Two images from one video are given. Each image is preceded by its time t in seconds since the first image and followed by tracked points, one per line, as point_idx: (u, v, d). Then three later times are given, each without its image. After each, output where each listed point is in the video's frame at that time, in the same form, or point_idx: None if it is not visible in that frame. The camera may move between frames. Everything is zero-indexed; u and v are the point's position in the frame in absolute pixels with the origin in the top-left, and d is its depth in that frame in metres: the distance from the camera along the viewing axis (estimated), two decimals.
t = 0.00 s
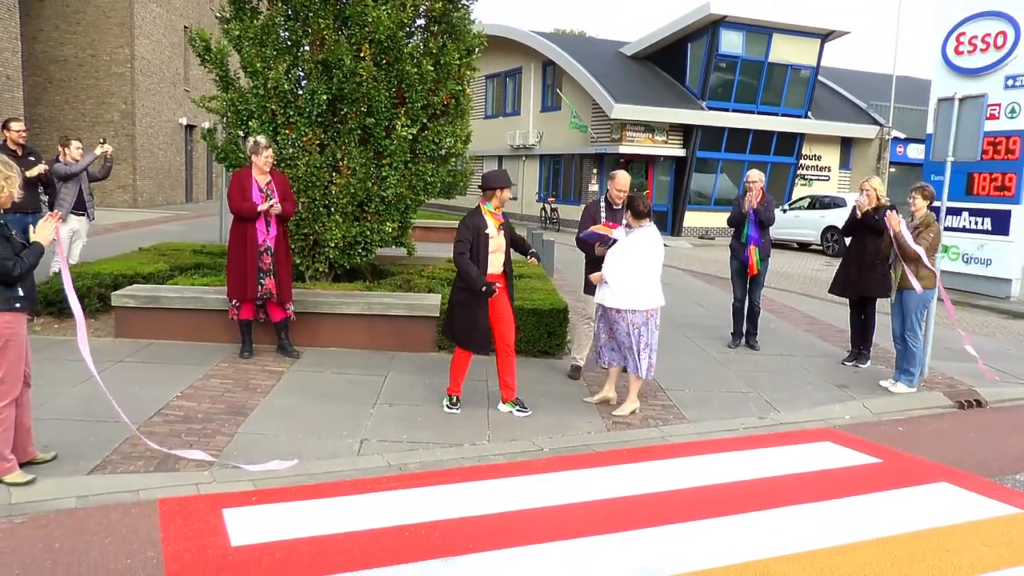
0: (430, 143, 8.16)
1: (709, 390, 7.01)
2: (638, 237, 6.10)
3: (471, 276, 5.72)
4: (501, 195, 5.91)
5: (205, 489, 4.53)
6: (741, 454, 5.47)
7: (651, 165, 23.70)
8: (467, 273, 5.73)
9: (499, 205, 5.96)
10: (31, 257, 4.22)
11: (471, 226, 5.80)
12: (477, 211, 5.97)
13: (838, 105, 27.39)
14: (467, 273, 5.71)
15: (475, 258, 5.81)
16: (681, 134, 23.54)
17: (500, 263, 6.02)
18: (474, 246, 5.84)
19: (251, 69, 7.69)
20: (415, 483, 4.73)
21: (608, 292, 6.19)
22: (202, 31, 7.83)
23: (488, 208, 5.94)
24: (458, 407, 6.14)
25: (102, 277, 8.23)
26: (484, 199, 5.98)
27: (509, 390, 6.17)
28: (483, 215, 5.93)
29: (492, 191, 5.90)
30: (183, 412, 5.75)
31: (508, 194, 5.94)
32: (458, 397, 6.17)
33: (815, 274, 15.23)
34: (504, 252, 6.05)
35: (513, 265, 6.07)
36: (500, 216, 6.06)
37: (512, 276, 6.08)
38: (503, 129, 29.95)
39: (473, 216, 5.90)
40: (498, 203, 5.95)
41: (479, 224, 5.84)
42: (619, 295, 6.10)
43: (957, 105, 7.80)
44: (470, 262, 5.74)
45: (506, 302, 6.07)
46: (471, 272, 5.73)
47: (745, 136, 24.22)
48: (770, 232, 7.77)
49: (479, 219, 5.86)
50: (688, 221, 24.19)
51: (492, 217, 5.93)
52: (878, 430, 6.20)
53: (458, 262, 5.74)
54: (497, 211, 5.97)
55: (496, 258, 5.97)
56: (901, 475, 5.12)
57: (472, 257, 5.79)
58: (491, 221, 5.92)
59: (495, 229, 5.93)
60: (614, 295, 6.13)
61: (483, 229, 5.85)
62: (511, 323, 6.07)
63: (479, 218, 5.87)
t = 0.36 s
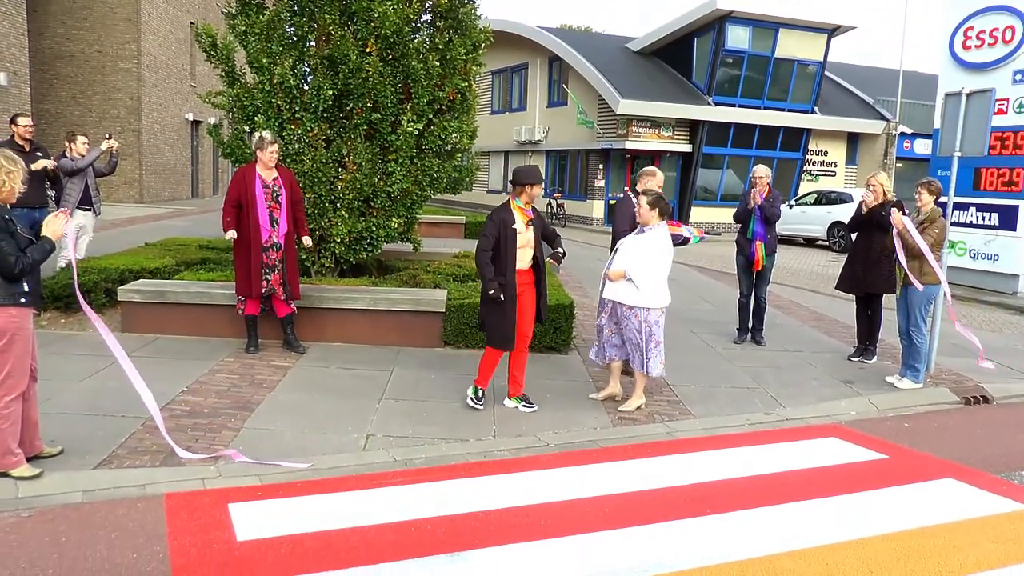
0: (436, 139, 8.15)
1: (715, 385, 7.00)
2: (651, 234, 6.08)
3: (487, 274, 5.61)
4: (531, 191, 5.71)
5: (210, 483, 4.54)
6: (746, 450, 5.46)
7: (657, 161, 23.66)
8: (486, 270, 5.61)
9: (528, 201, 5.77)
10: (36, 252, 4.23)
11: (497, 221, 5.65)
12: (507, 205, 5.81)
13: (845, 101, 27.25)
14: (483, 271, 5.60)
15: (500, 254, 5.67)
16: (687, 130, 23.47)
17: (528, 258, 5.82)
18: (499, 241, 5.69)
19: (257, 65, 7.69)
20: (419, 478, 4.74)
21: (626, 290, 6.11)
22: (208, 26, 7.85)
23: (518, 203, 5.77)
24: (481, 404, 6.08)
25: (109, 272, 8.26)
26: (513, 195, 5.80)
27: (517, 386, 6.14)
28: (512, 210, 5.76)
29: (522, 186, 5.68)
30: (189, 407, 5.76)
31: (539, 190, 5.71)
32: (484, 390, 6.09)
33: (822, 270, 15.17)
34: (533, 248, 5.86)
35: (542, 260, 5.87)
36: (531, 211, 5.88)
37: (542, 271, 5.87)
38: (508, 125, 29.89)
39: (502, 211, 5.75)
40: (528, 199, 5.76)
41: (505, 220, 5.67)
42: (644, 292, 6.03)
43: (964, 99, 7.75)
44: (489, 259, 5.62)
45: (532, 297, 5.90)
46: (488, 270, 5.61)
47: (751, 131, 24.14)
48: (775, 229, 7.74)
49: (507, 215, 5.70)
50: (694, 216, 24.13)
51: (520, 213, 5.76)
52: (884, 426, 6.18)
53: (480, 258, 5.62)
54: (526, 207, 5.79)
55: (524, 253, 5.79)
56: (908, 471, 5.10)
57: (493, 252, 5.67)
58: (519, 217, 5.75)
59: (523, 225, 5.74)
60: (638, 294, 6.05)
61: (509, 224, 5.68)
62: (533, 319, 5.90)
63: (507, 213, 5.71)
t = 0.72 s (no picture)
0: (435, 136, 8.15)
1: (715, 382, 7.00)
2: (649, 231, 6.08)
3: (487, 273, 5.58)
4: (537, 192, 5.63)
5: (209, 482, 4.54)
6: (745, 447, 5.46)
7: (657, 159, 23.71)
8: (487, 270, 5.59)
9: (536, 201, 5.69)
10: (35, 254, 4.24)
11: (501, 220, 5.60)
12: (513, 204, 5.74)
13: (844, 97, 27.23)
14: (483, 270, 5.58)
15: (503, 252, 5.64)
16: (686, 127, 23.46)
17: (534, 257, 5.75)
18: (503, 239, 5.65)
19: (255, 63, 7.68)
20: (419, 476, 4.74)
21: (643, 290, 6.02)
22: (207, 24, 7.84)
23: (523, 202, 5.69)
24: (524, 411, 6.00)
25: (107, 270, 8.24)
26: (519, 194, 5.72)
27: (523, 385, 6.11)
28: (518, 208, 5.70)
29: (529, 185, 5.61)
30: (188, 405, 5.76)
31: (546, 190, 5.64)
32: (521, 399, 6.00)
33: (821, 266, 15.16)
34: (541, 246, 5.78)
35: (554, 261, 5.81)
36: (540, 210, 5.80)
37: (549, 271, 5.82)
38: (508, 122, 29.87)
39: (508, 210, 5.70)
40: (535, 199, 5.68)
41: (510, 219, 5.61)
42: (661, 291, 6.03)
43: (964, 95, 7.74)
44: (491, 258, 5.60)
45: (538, 296, 5.84)
46: (488, 270, 5.58)
47: (750, 127, 24.13)
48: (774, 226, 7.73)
49: (512, 213, 5.65)
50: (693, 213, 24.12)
51: (526, 212, 5.68)
52: (884, 422, 6.18)
53: (482, 256, 5.60)
54: (533, 207, 5.70)
55: (530, 252, 5.72)
56: (907, 467, 5.10)
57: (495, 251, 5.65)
58: (525, 216, 5.67)
59: (528, 224, 5.66)
60: (654, 294, 6.03)
61: (514, 223, 5.62)
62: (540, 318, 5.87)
63: (511, 212, 5.65)
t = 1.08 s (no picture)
0: (431, 136, 8.15)
1: (712, 381, 7.00)
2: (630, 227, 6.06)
3: (486, 273, 5.64)
4: (541, 195, 5.54)
5: (207, 483, 4.54)
6: (742, 446, 5.47)
7: (654, 157, 23.64)
8: (486, 269, 5.64)
9: (539, 203, 5.61)
10: (26, 254, 4.21)
11: (502, 220, 5.60)
12: (518, 204, 5.71)
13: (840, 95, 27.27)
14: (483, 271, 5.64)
15: (504, 252, 5.63)
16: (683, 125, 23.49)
17: (537, 257, 5.68)
18: (504, 239, 5.65)
19: (251, 64, 7.67)
20: (416, 476, 4.74)
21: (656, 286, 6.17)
22: (202, 25, 7.83)
23: (528, 203, 5.64)
24: (521, 411, 5.99)
25: (103, 272, 8.22)
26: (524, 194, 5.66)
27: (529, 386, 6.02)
28: (522, 209, 5.67)
29: (534, 188, 5.53)
30: (185, 406, 5.76)
31: (551, 192, 5.53)
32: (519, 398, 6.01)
33: (818, 264, 15.17)
34: (545, 247, 5.71)
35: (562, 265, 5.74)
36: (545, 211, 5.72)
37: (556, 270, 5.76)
38: (504, 122, 29.86)
39: (511, 210, 5.69)
40: (538, 201, 5.60)
41: (512, 219, 5.60)
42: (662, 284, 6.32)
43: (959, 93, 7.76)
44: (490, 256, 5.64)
45: (541, 297, 5.78)
46: (486, 271, 5.63)
47: (747, 126, 24.16)
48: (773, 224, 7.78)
49: (514, 213, 5.63)
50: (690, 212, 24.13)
51: (530, 212, 5.64)
52: (881, 420, 6.19)
53: (483, 256, 5.64)
54: (537, 208, 5.63)
55: (532, 253, 5.66)
56: (904, 464, 5.12)
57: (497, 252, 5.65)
58: (527, 217, 5.63)
59: (531, 225, 5.61)
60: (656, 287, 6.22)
61: (515, 223, 5.61)
62: (546, 320, 5.81)
63: (514, 212, 5.63)
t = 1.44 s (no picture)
0: (430, 134, 8.15)
1: (711, 379, 7.00)
2: (623, 225, 5.95)
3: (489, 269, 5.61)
4: (539, 191, 5.54)
5: (206, 482, 4.53)
6: (742, 443, 5.47)
7: (652, 155, 23.54)
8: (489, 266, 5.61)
9: (540, 199, 5.62)
10: (28, 253, 4.22)
11: (503, 217, 5.62)
12: (521, 201, 5.71)
13: (839, 93, 27.28)
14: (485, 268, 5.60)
15: (506, 249, 5.63)
16: (682, 123, 23.49)
17: (540, 256, 5.67)
18: (506, 236, 5.66)
19: (249, 62, 7.66)
20: (416, 475, 4.74)
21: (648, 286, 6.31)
22: (200, 24, 7.82)
23: (529, 200, 5.64)
24: (519, 409, 5.97)
25: (103, 271, 8.21)
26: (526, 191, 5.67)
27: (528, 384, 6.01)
28: (524, 206, 5.67)
29: (535, 184, 5.52)
30: (184, 405, 5.75)
31: (552, 188, 5.50)
32: (518, 396, 6.00)
33: (817, 262, 15.18)
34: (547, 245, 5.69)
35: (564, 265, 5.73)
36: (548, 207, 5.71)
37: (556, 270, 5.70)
38: (503, 121, 29.84)
39: (513, 207, 5.70)
40: (539, 197, 5.61)
41: (512, 216, 5.61)
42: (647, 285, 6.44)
43: (958, 90, 7.75)
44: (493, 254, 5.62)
45: (544, 296, 5.76)
46: (488, 267, 5.60)
47: (746, 124, 24.15)
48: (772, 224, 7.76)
49: (515, 211, 5.64)
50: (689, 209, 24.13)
51: (530, 209, 5.63)
52: (880, 417, 6.20)
53: (484, 251, 5.62)
54: (539, 205, 5.62)
55: (533, 251, 5.64)
56: (903, 462, 5.12)
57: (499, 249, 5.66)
58: (529, 214, 5.62)
59: (531, 222, 5.61)
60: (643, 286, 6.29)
61: (516, 221, 5.61)
62: (546, 318, 5.80)
63: (515, 209, 5.64)
